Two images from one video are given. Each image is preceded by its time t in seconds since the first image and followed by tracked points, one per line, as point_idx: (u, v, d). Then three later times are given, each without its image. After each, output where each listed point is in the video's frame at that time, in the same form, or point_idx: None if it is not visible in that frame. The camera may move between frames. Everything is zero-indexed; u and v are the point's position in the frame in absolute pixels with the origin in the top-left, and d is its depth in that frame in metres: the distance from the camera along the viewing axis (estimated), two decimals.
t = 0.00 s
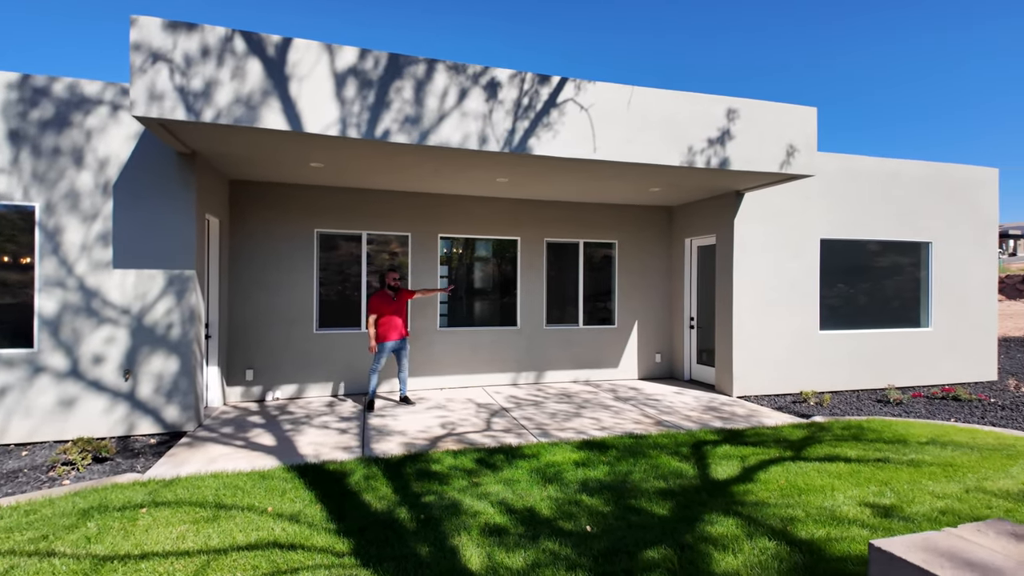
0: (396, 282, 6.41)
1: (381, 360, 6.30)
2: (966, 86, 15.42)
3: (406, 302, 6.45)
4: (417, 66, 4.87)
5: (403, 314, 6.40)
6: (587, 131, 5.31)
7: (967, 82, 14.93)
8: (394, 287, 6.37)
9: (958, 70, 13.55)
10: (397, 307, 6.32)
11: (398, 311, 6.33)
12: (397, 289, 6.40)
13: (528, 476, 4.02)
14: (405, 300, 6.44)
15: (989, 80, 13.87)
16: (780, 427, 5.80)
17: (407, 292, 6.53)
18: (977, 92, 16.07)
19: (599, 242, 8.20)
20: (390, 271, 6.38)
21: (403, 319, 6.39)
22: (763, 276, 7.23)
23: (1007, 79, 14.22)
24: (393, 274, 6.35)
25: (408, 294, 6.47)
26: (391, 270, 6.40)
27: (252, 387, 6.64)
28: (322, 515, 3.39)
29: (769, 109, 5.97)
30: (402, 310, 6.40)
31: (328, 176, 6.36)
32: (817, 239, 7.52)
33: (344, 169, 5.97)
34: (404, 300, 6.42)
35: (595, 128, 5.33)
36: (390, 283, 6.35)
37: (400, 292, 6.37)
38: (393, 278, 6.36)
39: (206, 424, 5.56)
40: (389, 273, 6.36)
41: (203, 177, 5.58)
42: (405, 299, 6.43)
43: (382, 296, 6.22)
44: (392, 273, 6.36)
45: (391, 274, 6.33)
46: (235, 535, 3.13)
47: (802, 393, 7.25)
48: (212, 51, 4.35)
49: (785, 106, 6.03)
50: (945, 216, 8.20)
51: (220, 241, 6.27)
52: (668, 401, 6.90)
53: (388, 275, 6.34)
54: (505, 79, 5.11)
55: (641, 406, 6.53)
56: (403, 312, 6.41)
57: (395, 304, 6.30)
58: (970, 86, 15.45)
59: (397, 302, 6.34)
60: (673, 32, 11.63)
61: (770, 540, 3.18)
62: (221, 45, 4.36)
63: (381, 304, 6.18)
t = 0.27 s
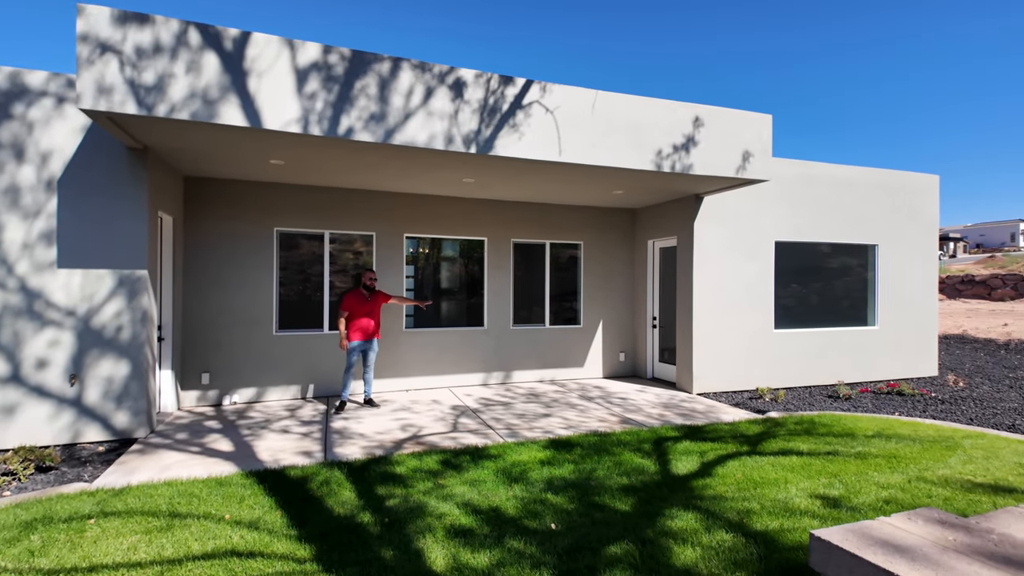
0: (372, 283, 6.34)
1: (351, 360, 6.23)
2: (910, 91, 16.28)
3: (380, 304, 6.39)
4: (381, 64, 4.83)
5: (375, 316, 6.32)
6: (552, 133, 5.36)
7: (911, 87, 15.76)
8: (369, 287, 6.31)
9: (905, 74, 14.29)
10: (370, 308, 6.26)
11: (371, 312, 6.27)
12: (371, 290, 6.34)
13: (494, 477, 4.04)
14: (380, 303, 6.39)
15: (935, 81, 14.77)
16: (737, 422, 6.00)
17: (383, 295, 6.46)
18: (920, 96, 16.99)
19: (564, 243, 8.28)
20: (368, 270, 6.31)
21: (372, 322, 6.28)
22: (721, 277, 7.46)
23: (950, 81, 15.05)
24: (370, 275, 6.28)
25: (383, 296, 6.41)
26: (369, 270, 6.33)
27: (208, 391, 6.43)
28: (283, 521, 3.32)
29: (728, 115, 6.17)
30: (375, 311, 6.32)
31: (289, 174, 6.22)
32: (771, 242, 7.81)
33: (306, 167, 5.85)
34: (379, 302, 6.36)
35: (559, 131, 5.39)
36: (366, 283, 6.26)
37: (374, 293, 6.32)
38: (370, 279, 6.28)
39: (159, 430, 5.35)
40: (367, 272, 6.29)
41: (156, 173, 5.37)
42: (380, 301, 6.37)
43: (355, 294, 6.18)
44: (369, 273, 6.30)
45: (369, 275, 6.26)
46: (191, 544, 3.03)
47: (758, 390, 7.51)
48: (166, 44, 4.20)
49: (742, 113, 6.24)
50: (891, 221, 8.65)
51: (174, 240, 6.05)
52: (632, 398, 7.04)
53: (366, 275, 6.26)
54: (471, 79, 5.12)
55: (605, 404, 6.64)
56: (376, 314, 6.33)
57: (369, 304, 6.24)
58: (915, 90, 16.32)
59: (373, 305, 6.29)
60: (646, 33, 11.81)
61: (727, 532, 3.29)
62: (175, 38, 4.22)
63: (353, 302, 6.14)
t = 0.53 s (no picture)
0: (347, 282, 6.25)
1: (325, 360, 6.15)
2: (871, 93, 16.89)
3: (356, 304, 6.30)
4: (353, 61, 4.77)
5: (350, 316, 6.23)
6: (526, 134, 5.39)
7: (873, 88, 16.35)
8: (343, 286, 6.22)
9: (866, 74, 14.86)
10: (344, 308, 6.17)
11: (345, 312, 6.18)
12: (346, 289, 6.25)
13: (468, 477, 4.04)
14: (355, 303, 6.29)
15: (894, 80, 15.44)
16: (706, 419, 6.14)
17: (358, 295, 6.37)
18: (879, 98, 17.64)
19: (538, 243, 8.33)
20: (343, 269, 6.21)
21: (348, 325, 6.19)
22: (691, 277, 7.61)
23: (907, 82, 15.72)
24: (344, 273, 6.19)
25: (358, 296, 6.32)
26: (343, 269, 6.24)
27: (171, 394, 6.24)
28: (252, 526, 3.25)
29: (697, 119, 6.30)
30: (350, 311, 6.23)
31: (257, 171, 6.09)
32: (739, 243, 8.01)
33: (274, 164, 5.73)
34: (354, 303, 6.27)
35: (533, 131, 5.42)
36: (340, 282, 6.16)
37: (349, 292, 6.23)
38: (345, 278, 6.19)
39: (119, 435, 5.17)
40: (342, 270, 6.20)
41: (116, 169, 5.19)
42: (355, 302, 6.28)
43: (329, 293, 6.10)
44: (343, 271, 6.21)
45: (342, 274, 6.17)
46: (155, 552, 2.94)
47: (725, 388, 7.70)
48: (127, 36, 4.06)
49: (712, 117, 6.39)
50: (852, 223, 8.98)
51: (135, 238, 5.85)
52: (605, 397, 7.12)
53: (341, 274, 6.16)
54: (445, 78, 5.10)
55: (579, 403, 6.70)
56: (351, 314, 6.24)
57: (343, 304, 6.15)
58: (875, 91, 16.95)
59: (348, 304, 6.21)
60: (633, 29, 11.76)
61: (697, 527, 3.37)
62: (137, 29, 4.08)
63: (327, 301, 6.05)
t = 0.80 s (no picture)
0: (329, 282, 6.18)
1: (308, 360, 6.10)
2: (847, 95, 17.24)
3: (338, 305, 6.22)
4: (336, 58, 4.73)
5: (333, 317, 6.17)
6: (510, 134, 5.39)
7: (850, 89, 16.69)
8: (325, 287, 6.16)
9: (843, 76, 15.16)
10: (326, 308, 6.10)
11: (328, 313, 6.11)
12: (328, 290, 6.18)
13: (452, 477, 4.03)
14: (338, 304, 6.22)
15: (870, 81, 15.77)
16: (688, 417, 6.21)
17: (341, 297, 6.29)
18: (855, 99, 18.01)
19: (522, 243, 8.34)
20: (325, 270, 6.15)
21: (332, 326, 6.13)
22: (672, 277, 7.70)
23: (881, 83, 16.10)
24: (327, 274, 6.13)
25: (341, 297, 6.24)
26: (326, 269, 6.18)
27: (148, 396, 6.12)
28: (233, 529, 3.21)
29: (680, 120, 6.37)
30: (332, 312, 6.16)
31: (237, 169, 6.00)
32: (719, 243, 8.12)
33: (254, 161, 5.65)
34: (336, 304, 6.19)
35: (517, 131, 5.42)
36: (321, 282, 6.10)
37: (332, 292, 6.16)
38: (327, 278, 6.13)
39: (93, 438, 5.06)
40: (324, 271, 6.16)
41: (90, 166, 5.07)
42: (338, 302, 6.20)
43: (310, 293, 6.05)
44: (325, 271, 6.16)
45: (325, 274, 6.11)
46: (131, 557, 2.88)
47: (707, 386, 7.80)
48: (103, 28, 3.97)
49: (694, 118, 6.46)
50: (829, 224, 9.17)
51: (110, 236, 5.73)
52: (588, 396, 7.17)
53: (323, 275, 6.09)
54: (429, 77, 5.08)
55: (563, 402, 6.74)
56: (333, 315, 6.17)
57: (325, 304, 6.09)
58: (850, 90, 17.35)
59: (330, 304, 6.15)
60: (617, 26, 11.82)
61: (679, 523, 3.41)
62: (113, 22, 3.99)
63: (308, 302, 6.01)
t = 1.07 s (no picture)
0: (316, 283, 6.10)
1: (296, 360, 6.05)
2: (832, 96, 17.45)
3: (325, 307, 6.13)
4: (324, 56, 4.69)
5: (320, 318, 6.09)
6: (499, 133, 5.39)
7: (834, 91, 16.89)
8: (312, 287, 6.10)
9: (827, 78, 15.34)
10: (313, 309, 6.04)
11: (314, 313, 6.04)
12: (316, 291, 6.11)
13: (442, 476, 4.02)
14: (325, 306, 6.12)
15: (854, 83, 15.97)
16: (676, 415, 6.26)
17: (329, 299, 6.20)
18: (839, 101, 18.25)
19: (512, 242, 8.34)
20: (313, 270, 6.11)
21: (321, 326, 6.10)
22: (661, 276, 7.75)
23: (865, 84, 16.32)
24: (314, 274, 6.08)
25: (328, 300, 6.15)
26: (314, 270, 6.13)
27: (132, 397, 6.03)
28: (220, 530, 3.17)
29: (668, 120, 6.40)
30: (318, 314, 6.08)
31: (223, 166, 5.93)
32: (707, 243, 8.19)
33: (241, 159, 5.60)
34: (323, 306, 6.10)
35: (506, 130, 5.42)
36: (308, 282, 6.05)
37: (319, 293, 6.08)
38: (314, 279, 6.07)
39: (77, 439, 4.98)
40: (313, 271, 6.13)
41: (73, 162, 4.99)
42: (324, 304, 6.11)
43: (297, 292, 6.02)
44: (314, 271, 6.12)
45: (312, 273, 6.07)
46: (117, 559, 2.84)
47: (695, 384, 7.86)
48: (87, 23, 3.91)
49: (682, 118, 6.50)
50: (814, 224, 9.27)
51: (93, 235, 5.64)
52: (578, 395, 7.19)
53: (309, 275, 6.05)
54: (418, 75, 5.06)
55: (552, 401, 6.75)
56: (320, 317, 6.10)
57: (312, 304, 6.03)
58: (835, 91, 17.57)
59: (318, 305, 6.09)
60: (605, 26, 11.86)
61: (668, 520, 3.43)
62: (97, 16, 3.93)
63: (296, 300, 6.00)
